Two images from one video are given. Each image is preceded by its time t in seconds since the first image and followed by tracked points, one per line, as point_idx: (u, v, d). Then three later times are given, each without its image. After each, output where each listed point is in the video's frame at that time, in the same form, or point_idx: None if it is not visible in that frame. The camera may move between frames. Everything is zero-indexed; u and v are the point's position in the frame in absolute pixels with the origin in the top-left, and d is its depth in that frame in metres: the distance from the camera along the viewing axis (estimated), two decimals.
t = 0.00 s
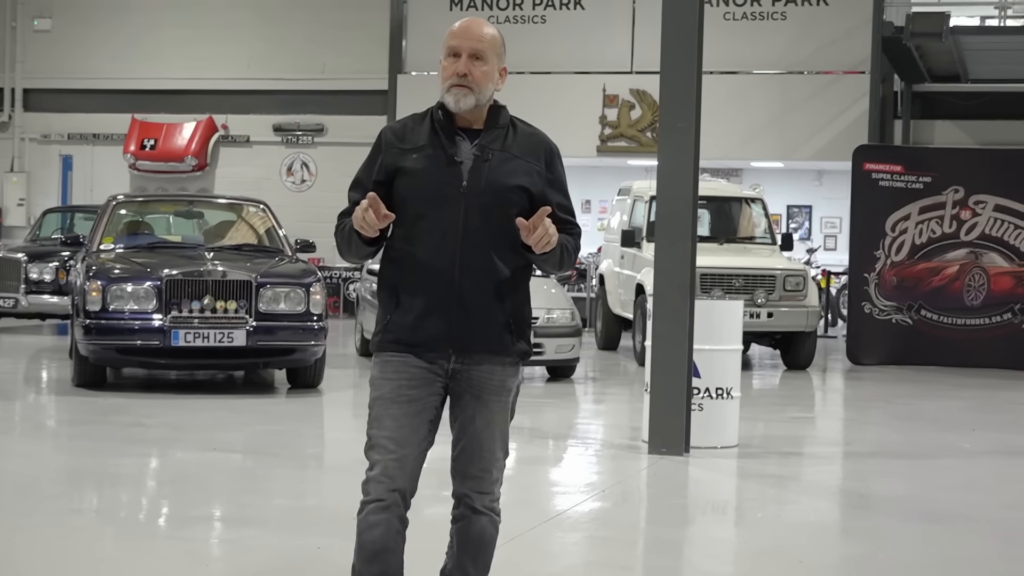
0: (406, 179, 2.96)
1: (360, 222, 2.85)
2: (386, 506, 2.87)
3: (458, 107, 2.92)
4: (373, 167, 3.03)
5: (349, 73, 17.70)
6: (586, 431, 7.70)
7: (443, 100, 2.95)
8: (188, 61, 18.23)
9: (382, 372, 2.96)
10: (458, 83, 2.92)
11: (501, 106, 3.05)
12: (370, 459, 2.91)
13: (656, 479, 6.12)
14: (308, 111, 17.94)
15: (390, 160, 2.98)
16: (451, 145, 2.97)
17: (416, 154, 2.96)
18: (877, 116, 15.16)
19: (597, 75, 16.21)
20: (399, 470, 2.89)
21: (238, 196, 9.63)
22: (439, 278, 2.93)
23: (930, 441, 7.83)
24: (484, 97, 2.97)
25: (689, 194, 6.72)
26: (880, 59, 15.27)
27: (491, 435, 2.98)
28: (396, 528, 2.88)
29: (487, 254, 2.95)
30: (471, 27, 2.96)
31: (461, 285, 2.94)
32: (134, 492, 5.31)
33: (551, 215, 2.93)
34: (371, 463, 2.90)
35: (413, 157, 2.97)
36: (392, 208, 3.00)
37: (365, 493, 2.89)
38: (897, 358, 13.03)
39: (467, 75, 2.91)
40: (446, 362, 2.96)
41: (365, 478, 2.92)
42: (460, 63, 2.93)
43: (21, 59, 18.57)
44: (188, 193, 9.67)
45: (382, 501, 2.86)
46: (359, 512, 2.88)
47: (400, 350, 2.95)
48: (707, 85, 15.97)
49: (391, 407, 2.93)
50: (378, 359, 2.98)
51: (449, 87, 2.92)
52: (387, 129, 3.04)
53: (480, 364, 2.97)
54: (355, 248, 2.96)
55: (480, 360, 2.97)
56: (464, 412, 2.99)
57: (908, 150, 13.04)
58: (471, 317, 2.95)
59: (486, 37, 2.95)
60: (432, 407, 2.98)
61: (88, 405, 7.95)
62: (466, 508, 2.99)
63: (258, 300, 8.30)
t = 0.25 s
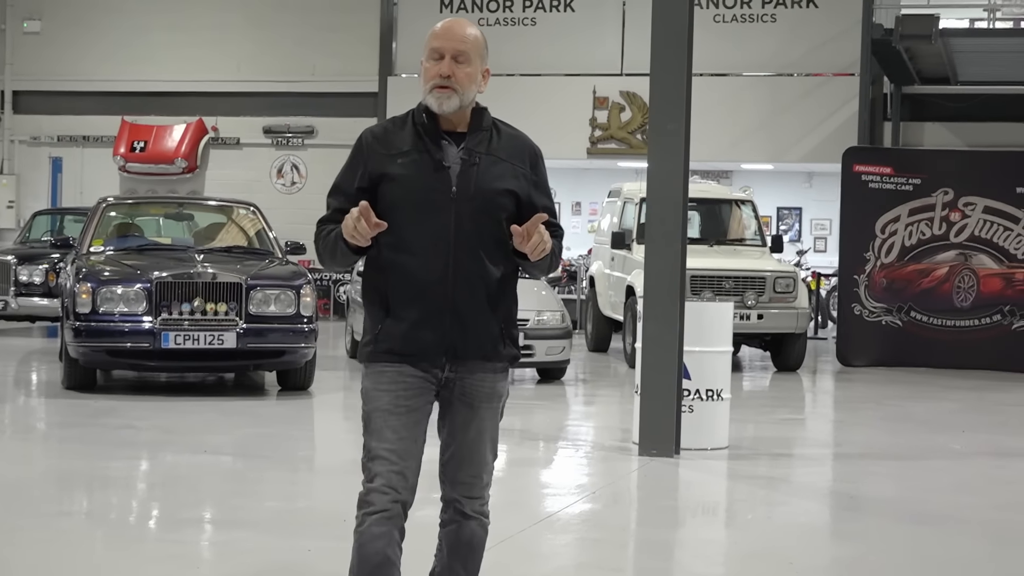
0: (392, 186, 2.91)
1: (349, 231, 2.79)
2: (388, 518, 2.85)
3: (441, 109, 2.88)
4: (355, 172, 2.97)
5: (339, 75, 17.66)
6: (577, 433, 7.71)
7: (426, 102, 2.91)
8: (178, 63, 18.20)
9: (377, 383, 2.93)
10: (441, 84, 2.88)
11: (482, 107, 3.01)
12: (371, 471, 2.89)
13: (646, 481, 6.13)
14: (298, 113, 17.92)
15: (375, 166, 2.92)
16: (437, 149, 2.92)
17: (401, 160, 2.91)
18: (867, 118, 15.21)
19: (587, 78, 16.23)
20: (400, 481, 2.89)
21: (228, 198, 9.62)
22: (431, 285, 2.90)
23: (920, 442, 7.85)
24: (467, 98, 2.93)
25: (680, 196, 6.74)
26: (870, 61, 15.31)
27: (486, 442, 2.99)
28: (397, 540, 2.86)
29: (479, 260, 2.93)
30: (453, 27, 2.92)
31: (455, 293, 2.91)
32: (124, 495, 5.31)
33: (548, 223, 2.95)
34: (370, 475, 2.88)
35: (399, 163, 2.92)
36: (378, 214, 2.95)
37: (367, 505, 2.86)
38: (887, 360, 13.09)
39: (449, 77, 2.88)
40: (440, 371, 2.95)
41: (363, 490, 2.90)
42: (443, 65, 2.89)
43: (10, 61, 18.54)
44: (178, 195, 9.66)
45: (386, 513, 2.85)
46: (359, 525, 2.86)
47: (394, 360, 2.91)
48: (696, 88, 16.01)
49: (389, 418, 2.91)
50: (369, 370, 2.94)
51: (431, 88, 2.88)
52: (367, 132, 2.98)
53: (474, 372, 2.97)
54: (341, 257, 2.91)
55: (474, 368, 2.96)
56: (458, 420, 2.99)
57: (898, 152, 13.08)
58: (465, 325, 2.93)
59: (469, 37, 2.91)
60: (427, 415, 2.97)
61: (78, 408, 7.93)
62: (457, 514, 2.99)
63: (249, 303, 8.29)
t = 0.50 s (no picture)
0: (376, 187, 2.83)
1: (349, 236, 2.68)
2: (381, 530, 2.84)
3: (426, 106, 2.83)
4: (333, 175, 2.88)
5: (334, 76, 17.64)
6: (572, 435, 7.72)
7: (408, 99, 2.85)
8: (173, 65, 18.18)
9: (366, 389, 2.86)
10: (425, 81, 2.82)
11: (458, 101, 2.96)
12: (361, 481, 2.85)
13: (642, 482, 6.13)
14: (292, 115, 17.91)
15: (356, 167, 2.84)
16: (420, 148, 2.85)
17: (384, 160, 2.84)
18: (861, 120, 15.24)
19: (581, 79, 16.25)
20: (392, 491, 2.87)
21: (223, 201, 9.62)
22: (422, 288, 2.84)
23: (914, 443, 7.87)
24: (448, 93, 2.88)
25: (674, 197, 6.74)
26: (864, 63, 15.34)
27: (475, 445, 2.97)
28: (389, 549, 2.86)
29: (466, 260, 2.88)
30: (432, 20, 2.85)
31: (444, 295, 2.86)
32: (119, 497, 5.30)
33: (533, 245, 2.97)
34: (361, 485, 2.85)
35: (381, 162, 2.84)
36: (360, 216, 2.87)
37: (359, 518, 2.84)
38: (882, 361, 13.08)
39: (433, 71, 2.81)
40: (429, 374, 2.89)
41: (353, 500, 2.87)
42: (427, 60, 2.82)
43: (4, 64, 18.52)
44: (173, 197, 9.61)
45: (380, 525, 2.83)
46: (352, 536, 2.83)
47: (384, 367, 2.85)
48: (690, 89, 16.03)
49: (379, 427, 2.86)
50: (356, 376, 2.86)
51: (415, 85, 2.82)
52: (343, 134, 2.89)
53: (463, 375, 2.93)
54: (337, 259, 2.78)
55: (462, 369, 2.92)
56: (446, 423, 2.95)
57: (892, 153, 13.11)
58: (455, 326, 2.88)
59: (450, 31, 2.86)
60: (414, 419, 2.92)
61: (73, 410, 7.92)
62: (449, 516, 2.98)
63: (244, 305, 8.28)
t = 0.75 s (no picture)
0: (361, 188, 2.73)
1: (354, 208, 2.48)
2: (372, 543, 2.73)
3: (408, 103, 2.74)
4: (314, 176, 2.75)
5: (332, 83, 17.64)
6: (572, 441, 7.71)
7: (389, 97, 2.75)
8: (171, 71, 18.18)
9: (353, 400, 2.75)
10: (407, 78, 2.72)
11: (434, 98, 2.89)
12: (350, 495, 2.74)
13: (642, 489, 6.12)
14: (291, 122, 17.91)
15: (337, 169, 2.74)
16: (403, 147, 2.77)
17: (367, 160, 2.74)
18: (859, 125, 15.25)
19: (580, 85, 16.28)
20: (382, 501, 2.76)
21: (221, 207, 9.61)
22: (411, 291, 2.75)
23: (914, 449, 7.86)
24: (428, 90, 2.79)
25: (673, 202, 6.75)
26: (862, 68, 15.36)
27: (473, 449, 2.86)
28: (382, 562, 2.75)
29: (454, 261, 2.81)
30: (412, 14, 2.75)
31: (434, 299, 2.77)
32: (118, 505, 5.29)
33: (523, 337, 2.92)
34: (349, 498, 2.74)
35: (364, 163, 2.74)
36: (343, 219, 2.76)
37: (349, 531, 2.73)
38: (881, 366, 13.09)
39: (415, 68, 2.71)
40: (420, 380, 2.80)
41: (341, 514, 2.75)
42: (410, 56, 2.72)
43: (3, 71, 18.53)
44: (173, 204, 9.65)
45: (371, 539, 2.73)
46: (342, 551, 2.72)
47: (372, 376, 2.74)
48: (689, 95, 16.04)
49: (367, 439, 2.75)
50: (344, 387, 2.75)
51: (397, 82, 2.73)
52: (321, 132, 2.76)
53: (455, 379, 2.84)
54: (329, 251, 2.55)
55: (454, 374, 2.84)
56: (440, 430, 2.85)
57: (891, 158, 13.12)
58: (446, 330, 2.80)
59: (430, 26, 2.76)
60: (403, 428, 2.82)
61: (72, 417, 7.91)
62: (457, 524, 2.88)
63: (243, 311, 8.27)
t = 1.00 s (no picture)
0: (354, 197, 2.72)
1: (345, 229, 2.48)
2: (366, 554, 2.73)
3: (399, 110, 2.75)
4: (304, 184, 2.73)
5: (330, 92, 17.65)
6: (570, 449, 7.70)
7: (378, 104, 2.76)
8: (170, 80, 18.20)
9: (346, 413, 2.75)
10: (397, 84, 2.74)
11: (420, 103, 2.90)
12: (342, 508, 2.73)
13: (641, 497, 6.11)
14: (289, 130, 17.91)
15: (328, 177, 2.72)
16: (394, 154, 2.77)
17: (358, 168, 2.73)
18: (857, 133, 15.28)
19: (578, 93, 16.30)
20: (374, 513, 2.75)
21: (220, 216, 9.62)
22: (405, 301, 2.74)
23: (913, 457, 7.85)
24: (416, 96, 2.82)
25: (672, 211, 6.76)
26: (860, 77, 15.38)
27: (472, 455, 2.86)
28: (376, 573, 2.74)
29: (448, 268, 2.81)
30: (401, 20, 2.78)
31: (429, 306, 2.77)
32: (116, 514, 5.28)
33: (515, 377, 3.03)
34: (343, 510, 2.73)
35: (356, 171, 2.73)
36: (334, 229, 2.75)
37: (343, 543, 2.73)
38: (880, 374, 13.09)
39: (405, 75, 2.74)
40: (415, 389, 2.79)
41: (334, 526, 2.75)
42: (400, 62, 2.74)
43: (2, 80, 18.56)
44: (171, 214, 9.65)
45: (364, 551, 2.73)
46: (336, 563, 2.72)
47: (366, 387, 2.73)
48: (688, 103, 16.06)
49: (361, 451, 2.75)
50: (337, 399, 2.74)
51: (386, 88, 2.74)
52: (309, 141, 2.75)
53: (450, 386, 2.84)
54: (320, 269, 2.55)
55: (450, 381, 2.84)
56: (437, 439, 2.85)
57: (889, 166, 13.13)
58: (441, 337, 2.80)
59: (418, 31, 2.79)
60: (396, 440, 2.82)
61: (70, 426, 7.91)
62: (463, 535, 2.87)
63: (241, 320, 8.27)
